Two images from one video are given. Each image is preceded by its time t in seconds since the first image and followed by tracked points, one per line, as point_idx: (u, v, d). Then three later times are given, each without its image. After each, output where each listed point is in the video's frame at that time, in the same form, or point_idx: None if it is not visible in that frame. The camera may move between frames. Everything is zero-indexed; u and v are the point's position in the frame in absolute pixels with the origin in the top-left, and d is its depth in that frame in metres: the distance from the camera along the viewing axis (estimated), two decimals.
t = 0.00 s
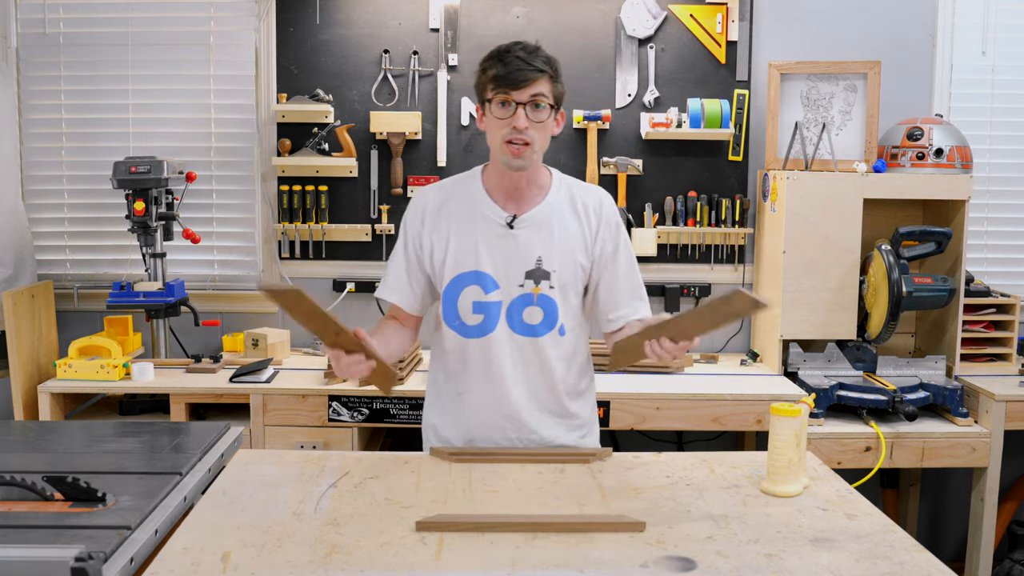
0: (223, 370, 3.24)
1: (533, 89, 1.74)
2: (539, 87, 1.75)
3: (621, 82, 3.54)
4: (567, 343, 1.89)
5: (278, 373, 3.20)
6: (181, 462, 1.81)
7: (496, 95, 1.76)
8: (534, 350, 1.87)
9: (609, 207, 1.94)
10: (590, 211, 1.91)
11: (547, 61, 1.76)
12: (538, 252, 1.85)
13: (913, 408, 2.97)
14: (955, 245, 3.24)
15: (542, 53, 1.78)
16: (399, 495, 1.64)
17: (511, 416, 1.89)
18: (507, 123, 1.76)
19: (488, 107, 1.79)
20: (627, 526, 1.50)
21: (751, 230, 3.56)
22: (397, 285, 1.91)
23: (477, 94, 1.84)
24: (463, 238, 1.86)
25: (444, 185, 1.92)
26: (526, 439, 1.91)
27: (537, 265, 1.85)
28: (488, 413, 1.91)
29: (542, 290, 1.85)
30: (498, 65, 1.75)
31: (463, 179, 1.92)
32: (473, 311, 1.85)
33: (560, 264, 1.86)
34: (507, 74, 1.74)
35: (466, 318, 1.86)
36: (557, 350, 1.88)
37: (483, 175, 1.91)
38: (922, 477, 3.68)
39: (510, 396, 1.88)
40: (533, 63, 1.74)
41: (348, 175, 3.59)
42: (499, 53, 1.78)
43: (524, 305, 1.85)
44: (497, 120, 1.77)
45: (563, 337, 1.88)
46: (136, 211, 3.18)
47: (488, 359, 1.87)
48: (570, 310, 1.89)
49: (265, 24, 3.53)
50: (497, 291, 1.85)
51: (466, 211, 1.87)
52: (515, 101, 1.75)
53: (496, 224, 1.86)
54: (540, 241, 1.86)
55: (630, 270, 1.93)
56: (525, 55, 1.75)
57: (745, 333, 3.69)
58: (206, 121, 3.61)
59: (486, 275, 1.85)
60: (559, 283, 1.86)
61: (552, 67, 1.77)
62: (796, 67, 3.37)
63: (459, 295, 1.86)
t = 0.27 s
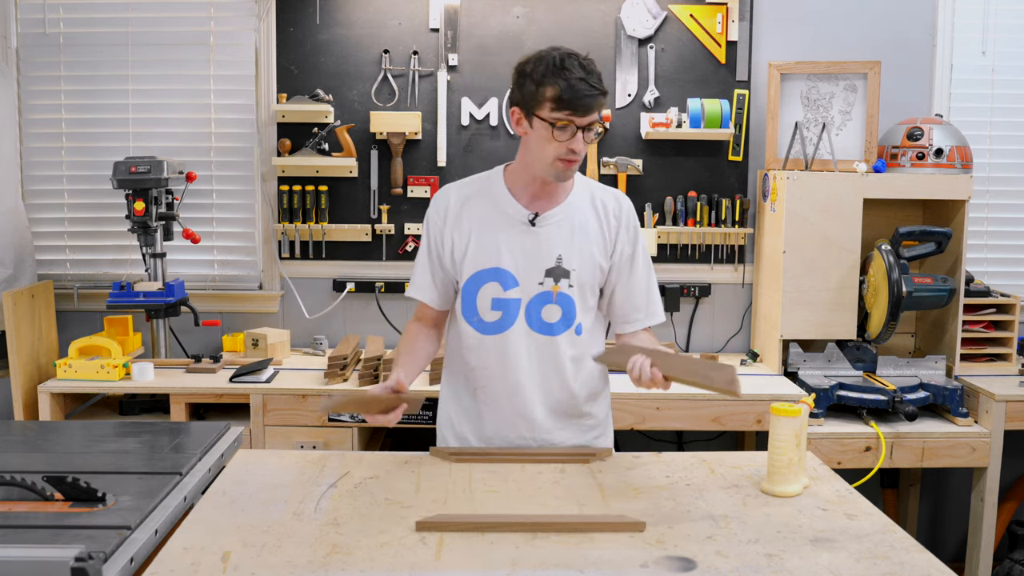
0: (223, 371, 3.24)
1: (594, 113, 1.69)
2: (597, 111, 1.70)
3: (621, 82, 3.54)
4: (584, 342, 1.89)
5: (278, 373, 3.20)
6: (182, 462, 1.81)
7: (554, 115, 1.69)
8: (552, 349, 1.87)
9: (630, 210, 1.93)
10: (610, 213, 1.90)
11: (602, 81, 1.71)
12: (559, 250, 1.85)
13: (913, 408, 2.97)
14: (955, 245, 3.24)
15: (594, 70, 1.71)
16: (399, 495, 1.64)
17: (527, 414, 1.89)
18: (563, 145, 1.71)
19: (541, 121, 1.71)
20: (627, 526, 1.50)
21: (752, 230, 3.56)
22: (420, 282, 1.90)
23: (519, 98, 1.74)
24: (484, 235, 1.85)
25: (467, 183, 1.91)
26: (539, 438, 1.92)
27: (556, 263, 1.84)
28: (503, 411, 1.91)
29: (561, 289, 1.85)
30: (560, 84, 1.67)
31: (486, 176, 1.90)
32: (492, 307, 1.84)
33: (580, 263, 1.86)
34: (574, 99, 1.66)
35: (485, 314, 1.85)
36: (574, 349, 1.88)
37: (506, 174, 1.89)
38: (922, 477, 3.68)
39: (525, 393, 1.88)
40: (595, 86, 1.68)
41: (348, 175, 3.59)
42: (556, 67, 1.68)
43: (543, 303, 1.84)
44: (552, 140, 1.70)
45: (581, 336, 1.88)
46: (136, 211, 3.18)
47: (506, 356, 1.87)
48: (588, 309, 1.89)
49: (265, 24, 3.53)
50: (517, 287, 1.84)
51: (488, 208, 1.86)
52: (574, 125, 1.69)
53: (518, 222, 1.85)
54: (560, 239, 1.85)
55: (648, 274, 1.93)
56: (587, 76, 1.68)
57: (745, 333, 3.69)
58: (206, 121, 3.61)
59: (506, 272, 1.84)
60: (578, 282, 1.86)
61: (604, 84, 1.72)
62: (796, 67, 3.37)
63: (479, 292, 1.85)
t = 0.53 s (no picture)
0: (223, 370, 3.24)
1: (590, 118, 1.65)
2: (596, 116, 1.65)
3: (621, 82, 3.54)
4: (593, 341, 1.89)
5: (278, 373, 3.20)
6: (182, 462, 1.81)
7: (550, 121, 1.66)
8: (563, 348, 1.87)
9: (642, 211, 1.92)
10: (621, 213, 1.89)
11: (602, 84, 1.65)
12: (570, 250, 1.84)
13: (913, 408, 2.97)
14: (955, 245, 3.24)
15: (598, 73, 1.65)
16: (399, 495, 1.64)
17: (536, 413, 1.90)
18: (561, 150, 1.69)
19: (539, 126, 1.69)
20: (627, 526, 1.50)
21: (752, 230, 3.56)
22: (431, 280, 1.89)
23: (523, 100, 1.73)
24: (496, 233, 1.85)
25: (479, 180, 1.90)
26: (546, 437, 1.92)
27: (567, 263, 1.84)
28: (512, 410, 1.91)
29: (572, 288, 1.84)
30: (554, 90, 1.63)
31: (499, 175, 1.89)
32: (503, 305, 1.84)
33: (590, 262, 1.86)
34: (566, 106, 1.63)
35: (496, 312, 1.85)
36: (584, 348, 1.89)
37: (519, 172, 1.88)
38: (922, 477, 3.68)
39: (534, 392, 1.89)
40: (590, 91, 1.63)
41: (348, 175, 3.59)
42: (554, 71, 1.65)
43: (553, 302, 1.84)
44: (550, 145, 1.69)
45: (591, 336, 1.88)
46: (136, 211, 3.18)
47: (517, 354, 1.87)
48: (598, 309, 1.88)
49: (265, 24, 3.53)
50: (528, 286, 1.84)
51: (500, 206, 1.85)
52: (570, 130, 1.66)
53: (529, 221, 1.84)
54: (571, 239, 1.84)
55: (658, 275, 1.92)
56: (583, 80, 1.63)
57: (745, 333, 3.69)
58: (206, 120, 3.61)
59: (517, 270, 1.84)
60: (589, 282, 1.85)
61: (605, 87, 1.66)
62: (796, 67, 3.37)
63: (491, 290, 1.84)
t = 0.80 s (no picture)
0: (223, 370, 3.24)
1: (568, 118, 1.62)
2: (574, 116, 1.62)
3: (621, 82, 3.54)
4: (592, 341, 1.89)
5: (278, 373, 3.20)
6: (182, 462, 1.81)
7: (529, 118, 1.64)
8: (562, 348, 1.87)
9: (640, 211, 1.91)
10: (620, 212, 1.88)
11: (583, 85, 1.62)
12: (568, 250, 1.84)
13: (913, 408, 2.97)
14: (955, 245, 3.24)
15: (581, 73, 1.62)
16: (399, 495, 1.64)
17: (535, 412, 1.90)
18: (539, 148, 1.67)
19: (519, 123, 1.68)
20: (627, 526, 1.50)
21: (752, 230, 3.56)
22: (432, 281, 1.87)
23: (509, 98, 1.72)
24: (495, 233, 1.84)
25: (479, 180, 1.89)
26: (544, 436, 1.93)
27: (566, 263, 1.84)
28: (512, 409, 1.91)
29: (571, 288, 1.84)
30: (531, 88, 1.61)
31: (498, 175, 1.88)
32: (503, 305, 1.84)
33: (589, 262, 1.85)
34: (541, 104, 1.61)
35: (496, 312, 1.85)
36: (583, 347, 1.89)
37: (517, 173, 1.87)
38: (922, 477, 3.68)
39: (534, 391, 1.89)
40: (568, 91, 1.60)
41: (348, 175, 3.59)
42: (535, 69, 1.62)
43: (552, 301, 1.84)
44: (528, 144, 1.67)
45: (590, 335, 1.88)
46: (136, 211, 3.18)
47: (516, 354, 1.87)
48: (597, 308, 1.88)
49: (265, 24, 3.53)
50: (527, 286, 1.83)
51: (499, 206, 1.84)
52: (547, 129, 1.64)
53: (528, 222, 1.83)
54: (570, 238, 1.84)
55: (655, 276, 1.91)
56: (562, 79, 1.60)
57: (745, 333, 3.69)
58: (206, 121, 3.61)
59: (517, 270, 1.83)
60: (588, 282, 1.85)
61: (587, 88, 1.62)
62: (796, 67, 3.37)
63: (490, 290, 1.84)
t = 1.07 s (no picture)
0: (223, 371, 3.24)
1: (552, 123, 1.62)
2: (557, 121, 1.62)
3: (621, 82, 3.54)
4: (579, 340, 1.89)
5: (278, 373, 3.20)
6: (181, 462, 1.81)
7: (512, 124, 1.64)
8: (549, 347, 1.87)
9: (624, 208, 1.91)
10: (603, 210, 1.87)
11: (566, 89, 1.62)
12: (553, 249, 1.83)
13: (914, 408, 2.97)
14: (955, 245, 3.23)
15: (564, 76, 1.62)
16: (399, 495, 1.64)
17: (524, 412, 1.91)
18: (523, 153, 1.66)
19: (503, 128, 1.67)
20: (628, 526, 1.50)
21: (752, 230, 3.56)
22: (420, 284, 1.84)
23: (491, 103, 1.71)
24: (480, 234, 1.83)
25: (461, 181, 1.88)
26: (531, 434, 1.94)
27: (551, 262, 1.83)
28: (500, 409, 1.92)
29: (556, 287, 1.84)
30: (516, 94, 1.61)
31: (481, 175, 1.87)
32: (489, 306, 1.84)
33: (574, 261, 1.85)
34: (525, 109, 1.60)
35: (481, 313, 1.85)
36: (569, 346, 1.89)
37: (499, 174, 1.87)
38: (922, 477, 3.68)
39: (521, 391, 1.89)
40: (551, 95, 1.60)
41: (348, 175, 3.59)
42: (518, 75, 1.62)
43: (538, 301, 1.84)
44: (512, 149, 1.66)
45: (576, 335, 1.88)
46: (136, 211, 3.18)
47: (503, 354, 1.87)
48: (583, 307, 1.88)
49: (265, 25, 3.53)
50: (512, 286, 1.83)
51: (483, 207, 1.84)
52: (531, 134, 1.63)
53: (512, 222, 1.83)
54: (555, 238, 1.83)
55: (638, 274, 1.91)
56: (545, 84, 1.60)
57: (745, 333, 3.69)
58: (206, 121, 3.61)
59: (502, 271, 1.83)
60: (573, 281, 1.85)
61: (570, 91, 1.62)
62: (796, 67, 3.37)
63: (475, 291, 1.83)
